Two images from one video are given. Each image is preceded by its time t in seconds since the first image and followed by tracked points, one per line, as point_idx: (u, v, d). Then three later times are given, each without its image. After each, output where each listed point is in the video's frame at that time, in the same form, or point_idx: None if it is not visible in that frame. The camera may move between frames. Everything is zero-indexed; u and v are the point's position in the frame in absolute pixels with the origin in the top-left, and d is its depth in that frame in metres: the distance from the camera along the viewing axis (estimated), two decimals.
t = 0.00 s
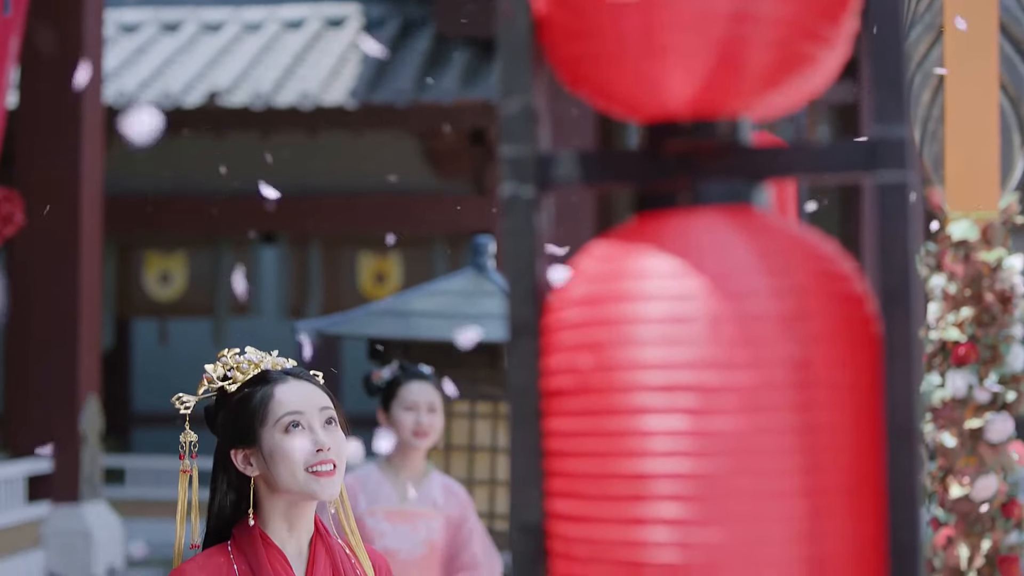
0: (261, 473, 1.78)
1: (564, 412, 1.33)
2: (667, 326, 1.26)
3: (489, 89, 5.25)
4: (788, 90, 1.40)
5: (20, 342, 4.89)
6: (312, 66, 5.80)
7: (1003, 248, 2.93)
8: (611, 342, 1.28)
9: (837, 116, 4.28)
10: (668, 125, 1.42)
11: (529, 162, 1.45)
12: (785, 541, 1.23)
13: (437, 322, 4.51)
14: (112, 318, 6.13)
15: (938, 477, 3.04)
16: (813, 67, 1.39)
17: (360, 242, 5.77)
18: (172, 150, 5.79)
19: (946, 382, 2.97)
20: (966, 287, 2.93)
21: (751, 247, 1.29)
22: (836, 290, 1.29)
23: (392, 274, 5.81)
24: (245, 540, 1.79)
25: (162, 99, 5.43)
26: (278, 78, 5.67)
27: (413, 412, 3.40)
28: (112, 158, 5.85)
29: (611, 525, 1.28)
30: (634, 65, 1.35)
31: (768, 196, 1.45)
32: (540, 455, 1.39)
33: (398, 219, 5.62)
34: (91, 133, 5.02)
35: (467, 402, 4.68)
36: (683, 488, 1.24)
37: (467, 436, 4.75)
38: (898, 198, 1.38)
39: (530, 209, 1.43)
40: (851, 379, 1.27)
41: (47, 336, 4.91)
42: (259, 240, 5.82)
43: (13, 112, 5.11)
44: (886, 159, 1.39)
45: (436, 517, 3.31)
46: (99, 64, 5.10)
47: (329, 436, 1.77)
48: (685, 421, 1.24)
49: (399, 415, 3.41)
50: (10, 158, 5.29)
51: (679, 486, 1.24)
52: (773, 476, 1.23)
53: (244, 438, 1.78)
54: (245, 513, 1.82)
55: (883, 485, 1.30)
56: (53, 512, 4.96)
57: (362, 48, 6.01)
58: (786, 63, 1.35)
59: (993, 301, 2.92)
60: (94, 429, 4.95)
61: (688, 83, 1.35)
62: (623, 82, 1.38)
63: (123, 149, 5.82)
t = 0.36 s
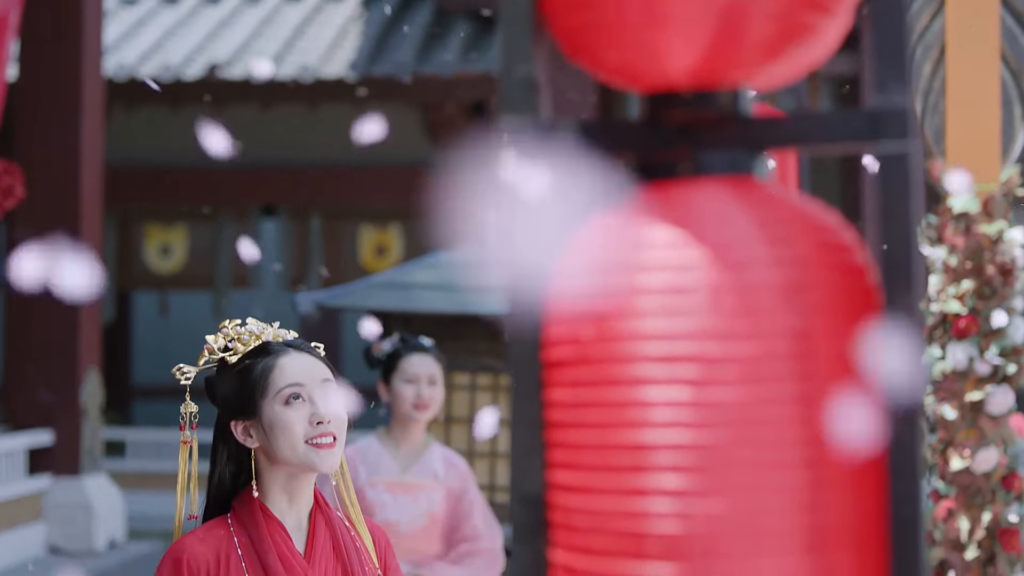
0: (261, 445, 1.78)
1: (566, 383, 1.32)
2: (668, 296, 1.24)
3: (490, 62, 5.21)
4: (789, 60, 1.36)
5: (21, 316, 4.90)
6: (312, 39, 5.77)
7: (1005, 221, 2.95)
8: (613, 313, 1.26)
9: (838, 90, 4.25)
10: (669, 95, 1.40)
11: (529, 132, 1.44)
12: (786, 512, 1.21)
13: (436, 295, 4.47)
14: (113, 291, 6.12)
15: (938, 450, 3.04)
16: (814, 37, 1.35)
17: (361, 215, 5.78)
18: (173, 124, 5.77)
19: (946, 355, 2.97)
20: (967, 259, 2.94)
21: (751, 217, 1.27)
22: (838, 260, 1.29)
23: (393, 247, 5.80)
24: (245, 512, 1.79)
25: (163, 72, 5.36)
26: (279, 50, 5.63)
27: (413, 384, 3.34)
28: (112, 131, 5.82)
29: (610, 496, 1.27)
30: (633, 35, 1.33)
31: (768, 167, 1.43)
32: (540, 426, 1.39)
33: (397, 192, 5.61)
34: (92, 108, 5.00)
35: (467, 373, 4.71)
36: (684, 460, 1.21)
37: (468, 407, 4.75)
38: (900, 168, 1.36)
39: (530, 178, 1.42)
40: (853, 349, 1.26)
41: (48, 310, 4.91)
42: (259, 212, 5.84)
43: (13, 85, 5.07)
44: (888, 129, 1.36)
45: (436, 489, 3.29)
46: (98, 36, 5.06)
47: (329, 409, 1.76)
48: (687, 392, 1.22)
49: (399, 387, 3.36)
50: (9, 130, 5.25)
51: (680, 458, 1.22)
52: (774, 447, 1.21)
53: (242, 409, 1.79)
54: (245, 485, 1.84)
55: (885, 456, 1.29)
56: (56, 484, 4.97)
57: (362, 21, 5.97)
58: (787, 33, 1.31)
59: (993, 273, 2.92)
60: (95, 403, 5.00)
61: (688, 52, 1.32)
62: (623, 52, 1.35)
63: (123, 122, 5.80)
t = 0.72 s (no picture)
0: (261, 420, 1.75)
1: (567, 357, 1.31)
2: (671, 271, 1.23)
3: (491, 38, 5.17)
4: (791, 35, 1.34)
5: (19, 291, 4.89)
6: (313, 15, 5.72)
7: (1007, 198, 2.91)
8: (614, 287, 1.25)
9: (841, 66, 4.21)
10: (672, 69, 1.38)
11: (531, 106, 1.43)
12: (789, 487, 1.20)
13: (439, 271, 4.50)
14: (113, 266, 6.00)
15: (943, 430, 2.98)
16: (818, 10, 1.33)
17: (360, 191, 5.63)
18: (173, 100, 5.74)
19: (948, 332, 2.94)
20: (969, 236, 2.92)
21: (754, 191, 1.27)
22: (841, 235, 1.28)
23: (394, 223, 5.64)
24: (245, 488, 1.77)
25: (163, 48, 5.40)
26: (279, 26, 5.60)
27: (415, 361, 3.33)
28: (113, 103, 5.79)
29: (612, 471, 1.26)
30: (636, 8, 1.30)
31: (772, 140, 1.42)
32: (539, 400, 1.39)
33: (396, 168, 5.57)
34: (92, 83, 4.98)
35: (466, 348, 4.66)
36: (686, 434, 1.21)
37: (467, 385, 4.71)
38: (901, 142, 1.36)
39: (533, 151, 1.42)
40: (857, 324, 1.25)
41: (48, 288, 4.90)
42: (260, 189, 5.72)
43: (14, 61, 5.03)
44: (890, 103, 1.36)
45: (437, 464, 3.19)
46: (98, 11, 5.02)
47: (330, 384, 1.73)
48: (688, 366, 1.22)
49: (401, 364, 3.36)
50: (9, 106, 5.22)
51: (683, 432, 1.21)
52: (773, 421, 1.21)
53: (242, 383, 1.76)
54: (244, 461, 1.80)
55: (886, 432, 1.29)
56: (56, 461, 4.90)
57: None
58: (790, 4, 1.29)
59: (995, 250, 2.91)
60: (96, 379, 4.97)
61: (691, 25, 1.31)
62: (625, 27, 1.33)
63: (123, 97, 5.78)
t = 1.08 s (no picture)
0: (261, 397, 1.74)
1: (569, 334, 1.30)
2: (673, 247, 1.22)
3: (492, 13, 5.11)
4: (793, 10, 1.33)
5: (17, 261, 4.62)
6: None
7: (1008, 174, 2.89)
8: (616, 263, 1.25)
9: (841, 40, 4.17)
10: (673, 44, 1.37)
11: (532, 83, 1.42)
12: (792, 464, 1.19)
13: (439, 249, 4.50)
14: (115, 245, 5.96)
15: (940, 404, 3.00)
16: None
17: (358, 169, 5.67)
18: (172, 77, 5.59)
19: (949, 309, 2.93)
20: (970, 213, 2.90)
21: (756, 168, 1.26)
22: (843, 212, 1.27)
23: (395, 201, 5.65)
24: (246, 466, 1.75)
25: (164, 26, 5.25)
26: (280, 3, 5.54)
27: (421, 340, 3.23)
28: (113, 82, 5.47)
29: (614, 448, 1.25)
30: None
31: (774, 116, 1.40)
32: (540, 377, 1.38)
33: (396, 146, 5.54)
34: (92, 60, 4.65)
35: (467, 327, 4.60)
36: (688, 411, 1.20)
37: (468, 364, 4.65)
38: (903, 119, 1.33)
39: (535, 128, 1.41)
40: (859, 300, 1.24)
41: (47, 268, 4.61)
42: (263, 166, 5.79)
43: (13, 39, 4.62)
44: (892, 80, 1.33)
45: (439, 443, 3.17)
46: None
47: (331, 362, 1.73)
48: (690, 343, 1.21)
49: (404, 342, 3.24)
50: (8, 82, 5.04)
51: (685, 409, 1.21)
52: (777, 398, 1.20)
53: (243, 361, 1.75)
54: (244, 438, 1.80)
55: (889, 411, 1.28)
56: (56, 440, 4.65)
57: None
58: None
59: (997, 227, 2.89)
60: (99, 354, 4.69)
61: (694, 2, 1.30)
62: (627, 3, 1.32)
63: (124, 74, 5.48)
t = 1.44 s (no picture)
0: (262, 377, 1.66)
1: (571, 314, 1.29)
2: (674, 227, 1.21)
3: None
4: None
5: (21, 264, 4.22)
6: None
7: (1011, 156, 2.91)
8: (617, 244, 1.24)
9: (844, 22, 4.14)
10: (674, 24, 1.35)
11: (534, 64, 1.41)
12: (793, 444, 1.19)
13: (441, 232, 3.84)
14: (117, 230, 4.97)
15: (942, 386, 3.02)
16: None
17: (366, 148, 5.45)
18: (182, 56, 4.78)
19: (950, 291, 2.95)
20: (971, 196, 2.92)
21: (758, 148, 1.24)
22: (847, 191, 1.26)
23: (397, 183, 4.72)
24: (246, 447, 1.67)
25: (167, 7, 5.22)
26: None
27: (437, 324, 3.11)
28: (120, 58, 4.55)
29: (615, 428, 1.24)
30: None
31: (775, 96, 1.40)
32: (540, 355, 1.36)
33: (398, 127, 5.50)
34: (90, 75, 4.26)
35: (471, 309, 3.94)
36: (690, 392, 1.20)
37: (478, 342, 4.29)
38: (906, 98, 1.34)
39: (536, 108, 1.39)
40: (861, 281, 1.24)
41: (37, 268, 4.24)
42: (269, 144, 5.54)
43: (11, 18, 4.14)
44: (894, 60, 1.34)
45: (440, 424, 3.09)
46: None
47: (331, 344, 1.65)
48: (693, 324, 1.20)
49: (418, 326, 3.12)
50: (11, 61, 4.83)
51: (687, 389, 1.20)
52: (778, 377, 1.19)
53: (243, 342, 1.66)
54: (244, 419, 1.70)
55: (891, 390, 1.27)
56: (58, 421, 4.22)
57: None
58: None
59: (998, 209, 2.91)
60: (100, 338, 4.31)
61: None
62: None
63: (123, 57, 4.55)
